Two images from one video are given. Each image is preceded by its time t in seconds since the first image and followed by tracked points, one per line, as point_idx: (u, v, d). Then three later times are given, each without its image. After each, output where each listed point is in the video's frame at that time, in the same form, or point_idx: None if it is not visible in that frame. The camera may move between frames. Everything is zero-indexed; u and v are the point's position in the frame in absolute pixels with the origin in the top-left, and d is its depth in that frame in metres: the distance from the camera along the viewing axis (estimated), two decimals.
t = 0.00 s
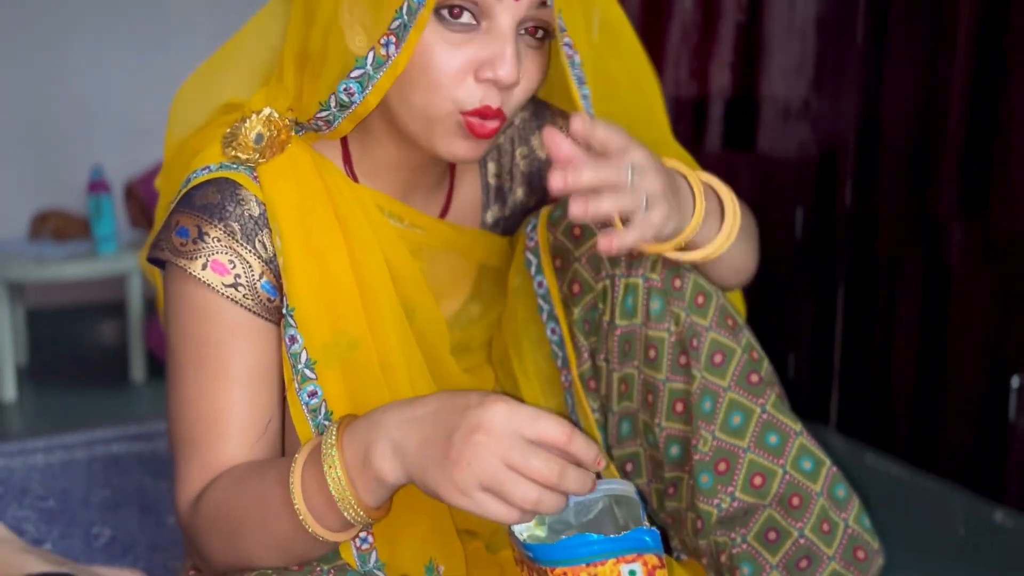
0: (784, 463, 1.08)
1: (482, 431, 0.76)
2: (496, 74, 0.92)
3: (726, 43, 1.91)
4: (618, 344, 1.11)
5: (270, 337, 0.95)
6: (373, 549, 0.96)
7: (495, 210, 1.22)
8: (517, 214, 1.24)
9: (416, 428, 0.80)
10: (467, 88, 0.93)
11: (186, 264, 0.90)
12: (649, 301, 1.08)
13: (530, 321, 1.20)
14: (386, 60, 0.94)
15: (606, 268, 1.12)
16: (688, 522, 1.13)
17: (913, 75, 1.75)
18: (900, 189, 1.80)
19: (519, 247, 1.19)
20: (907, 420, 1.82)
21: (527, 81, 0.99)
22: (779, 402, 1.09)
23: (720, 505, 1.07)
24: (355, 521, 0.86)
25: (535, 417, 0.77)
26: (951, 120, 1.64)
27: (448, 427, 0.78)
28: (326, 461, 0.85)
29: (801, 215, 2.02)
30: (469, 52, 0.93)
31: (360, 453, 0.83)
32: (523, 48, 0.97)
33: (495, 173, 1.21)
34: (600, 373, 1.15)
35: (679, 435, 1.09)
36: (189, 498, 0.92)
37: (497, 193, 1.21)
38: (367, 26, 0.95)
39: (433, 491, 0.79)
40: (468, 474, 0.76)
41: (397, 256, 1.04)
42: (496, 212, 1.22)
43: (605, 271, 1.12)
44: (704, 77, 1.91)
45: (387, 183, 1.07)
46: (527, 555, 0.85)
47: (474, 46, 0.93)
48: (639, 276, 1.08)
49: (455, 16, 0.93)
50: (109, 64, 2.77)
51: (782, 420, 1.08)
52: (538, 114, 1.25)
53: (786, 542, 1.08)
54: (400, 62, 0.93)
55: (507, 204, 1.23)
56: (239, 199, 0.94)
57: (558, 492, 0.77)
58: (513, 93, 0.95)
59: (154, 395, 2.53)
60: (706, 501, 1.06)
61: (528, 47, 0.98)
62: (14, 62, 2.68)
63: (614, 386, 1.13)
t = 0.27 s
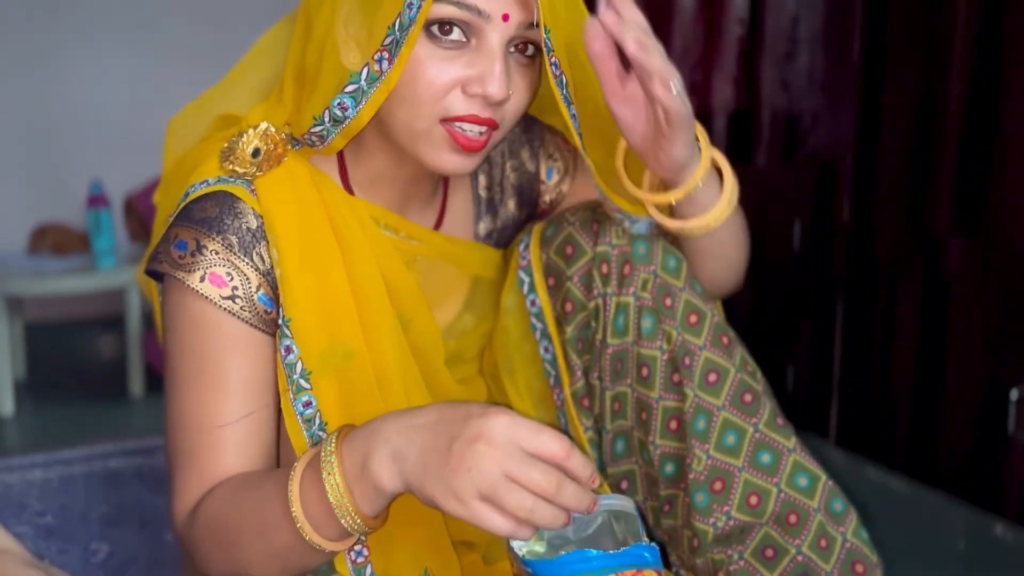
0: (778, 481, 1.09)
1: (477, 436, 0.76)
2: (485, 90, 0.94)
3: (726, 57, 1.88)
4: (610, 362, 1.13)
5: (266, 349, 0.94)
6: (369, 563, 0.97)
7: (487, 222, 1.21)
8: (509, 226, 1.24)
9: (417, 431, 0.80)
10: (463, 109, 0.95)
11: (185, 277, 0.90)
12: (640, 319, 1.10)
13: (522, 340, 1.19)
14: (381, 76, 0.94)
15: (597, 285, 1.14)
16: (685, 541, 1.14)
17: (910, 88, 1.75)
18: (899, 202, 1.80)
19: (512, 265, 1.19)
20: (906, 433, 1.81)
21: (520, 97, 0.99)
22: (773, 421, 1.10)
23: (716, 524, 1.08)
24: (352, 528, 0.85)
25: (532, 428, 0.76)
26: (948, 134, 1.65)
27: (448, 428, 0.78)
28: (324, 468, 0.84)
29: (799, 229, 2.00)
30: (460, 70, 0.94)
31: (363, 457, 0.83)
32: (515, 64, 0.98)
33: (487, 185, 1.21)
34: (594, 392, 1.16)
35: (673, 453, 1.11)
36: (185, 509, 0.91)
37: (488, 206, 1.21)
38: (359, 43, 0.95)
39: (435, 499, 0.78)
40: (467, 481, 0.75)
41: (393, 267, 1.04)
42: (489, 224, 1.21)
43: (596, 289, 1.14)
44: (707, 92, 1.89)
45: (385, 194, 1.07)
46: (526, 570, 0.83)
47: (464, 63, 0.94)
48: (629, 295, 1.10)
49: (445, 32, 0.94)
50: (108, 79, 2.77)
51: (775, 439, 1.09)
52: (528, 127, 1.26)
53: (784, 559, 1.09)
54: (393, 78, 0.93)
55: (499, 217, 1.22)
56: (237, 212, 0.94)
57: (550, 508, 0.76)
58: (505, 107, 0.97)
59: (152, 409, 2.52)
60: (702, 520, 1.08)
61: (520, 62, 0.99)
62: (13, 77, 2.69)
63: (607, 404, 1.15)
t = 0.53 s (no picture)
0: (779, 494, 1.11)
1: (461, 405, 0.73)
2: (490, 83, 0.94)
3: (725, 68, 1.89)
4: (612, 375, 1.14)
5: (270, 356, 0.95)
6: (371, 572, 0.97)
7: (484, 228, 1.21)
8: (508, 230, 1.24)
9: (400, 423, 0.77)
10: (467, 104, 0.95)
11: (188, 284, 0.90)
12: (641, 333, 1.12)
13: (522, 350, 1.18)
14: (386, 71, 0.93)
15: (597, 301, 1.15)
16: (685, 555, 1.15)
17: (908, 98, 1.76)
18: (897, 213, 1.81)
19: (512, 277, 1.19)
20: (906, 442, 1.81)
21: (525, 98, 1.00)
22: (773, 433, 1.12)
23: (718, 538, 1.10)
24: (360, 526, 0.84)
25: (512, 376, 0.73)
26: (943, 142, 1.66)
27: (430, 419, 0.75)
28: (318, 489, 0.81)
29: (798, 238, 2.01)
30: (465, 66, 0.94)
31: (354, 462, 0.80)
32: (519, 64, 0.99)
33: (481, 192, 1.21)
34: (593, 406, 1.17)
35: (673, 468, 1.14)
36: (186, 517, 0.91)
37: (484, 212, 1.22)
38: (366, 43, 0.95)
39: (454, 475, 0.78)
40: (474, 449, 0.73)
41: (395, 273, 1.05)
42: (485, 229, 1.22)
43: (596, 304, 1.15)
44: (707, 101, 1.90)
45: (387, 200, 1.08)
46: None
47: (469, 60, 0.94)
48: (630, 310, 1.12)
49: (451, 29, 0.95)
50: (108, 91, 2.78)
51: (776, 451, 1.11)
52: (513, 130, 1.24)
53: (786, 570, 1.11)
54: (398, 74, 0.93)
55: (495, 222, 1.23)
56: (240, 219, 0.95)
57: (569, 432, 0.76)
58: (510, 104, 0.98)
59: (151, 421, 2.51)
60: (704, 535, 1.10)
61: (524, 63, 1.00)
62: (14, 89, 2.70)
63: (608, 419, 1.16)
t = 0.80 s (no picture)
0: (778, 506, 1.10)
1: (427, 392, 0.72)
2: (475, 117, 0.94)
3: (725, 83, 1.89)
4: (610, 390, 1.14)
5: (274, 369, 0.94)
6: None
7: (484, 239, 1.22)
8: (505, 240, 1.25)
9: (377, 425, 0.76)
10: (454, 137, 0.95)
11: (194, 298, 0.90)
12: (639, 347, 1.12)
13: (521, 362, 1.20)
14: (379, 62, 0.94)
15: (595, 316, 1.14)
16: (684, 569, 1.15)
17: (907, 111, 1.76)
18: (896, 226, 1.81)
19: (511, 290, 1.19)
20: (907, 455, 1.81)
21: (516, 130, 1.00)
22: (773, 445, 1.12)
23: (717, 552, 1.10)
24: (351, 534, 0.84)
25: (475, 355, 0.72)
26: (942, 156, 1.66)
27: (405, 419, 0.74)
28: (310, 509, 0.81)
29: (798, 251, 2.02)
30: (450, 99, 0.94)
31: (339, 471, 0.79)
32: (509, 95, 0.98)
33: (480, 204, 1.22)
34: (592, 420, 1.17)
35: (672, 481, 1.14)
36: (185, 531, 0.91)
37: (483, 224, 1.22)
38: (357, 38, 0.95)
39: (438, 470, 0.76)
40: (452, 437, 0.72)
41: (397, 287, 1.06)
42: (484, 241, 1.22)
43: (594, 318, 1.14)
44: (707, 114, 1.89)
45: (387, 216, 1.08)
46: None
47: (454, 93, 0.94)
48: (627, 324, 1.12)
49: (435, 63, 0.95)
50: (110, 103, 2.79)
51: (775, 463, 1.11)
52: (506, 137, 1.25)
53: None
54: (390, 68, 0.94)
55: (493, 234, 1.23)
56: (246, 233, 0.94)
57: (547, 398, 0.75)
58: (498, 135, 0.97)
59: (151, 432, 2.51)
60: (703, 548, 1.10)
61: (514, 97, 0.99)
62: (16, 101, 2.71)
63: (605, 432, 1.16)
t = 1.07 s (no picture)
0: (781, 518, 1.09)
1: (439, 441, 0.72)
2: (451, 79, 0.94)
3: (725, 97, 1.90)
4: (613, 397, 1.13)
5: (276, 388, 0.95)
6: None
7: (488, 251, 1.22)
8: (512, 253, 1.25)
9: (383, 468, 0.77)
10: (435, 107, 0.95)
11: (195, 313, 0.90)
12: (643, 354, 1.11)
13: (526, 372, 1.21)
14: (345, 51, 0.95)
15: (599, 322, 1.14)
16: None
17: (907, 122, 1.77)
18: (896, 237, 1.81)
19: (514, 297, 1.20)
20: (907, 466, 1.81)
21: (499, 95, 0.99)
22: (776, 456, 1.10)
23: (719, 562, 1.08)
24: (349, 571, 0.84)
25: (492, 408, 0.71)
26: (940, 168, 1.67)
27: (409, 463, 0.74)
28: (308, 544, 0.81)
29: (798, 261, 2.03)
30: (422, 70, 0.95)
31: (341, 510, 0.80)
32: (481, 56, 0.99)
33: (485, 216, 1.23)
34: (597, 425, 1.17)
35: (675, 489, 1.12)
36: (184, 545, 0.91)
37: (488, 236, 1.23)
38: (319, 38, 0.97)
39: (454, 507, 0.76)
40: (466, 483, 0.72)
41: (401, 301, 1.06)
42: (489, 254, 1.23)
43: (598, 325, 1.14)
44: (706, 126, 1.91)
45: (389, 229, 1.09)
46: None
47: (425, 63, 0.95)
48: (632, 331, 1.11)
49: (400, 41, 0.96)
50: (111, 114, 2.80)
51: (780, 474, 1.09)
52: (520, 153, 1.26)
53: None
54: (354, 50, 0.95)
55: (499, 246, 1.23)
56: (248, 246, 0.94)
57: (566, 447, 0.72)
58: (479, 97, 0.97)
59: (151, 442, 2.51)
60: (705, 557, 1.08)
61: (486, 58, 0.99)
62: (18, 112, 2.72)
63: (609, 438, 1.16)
